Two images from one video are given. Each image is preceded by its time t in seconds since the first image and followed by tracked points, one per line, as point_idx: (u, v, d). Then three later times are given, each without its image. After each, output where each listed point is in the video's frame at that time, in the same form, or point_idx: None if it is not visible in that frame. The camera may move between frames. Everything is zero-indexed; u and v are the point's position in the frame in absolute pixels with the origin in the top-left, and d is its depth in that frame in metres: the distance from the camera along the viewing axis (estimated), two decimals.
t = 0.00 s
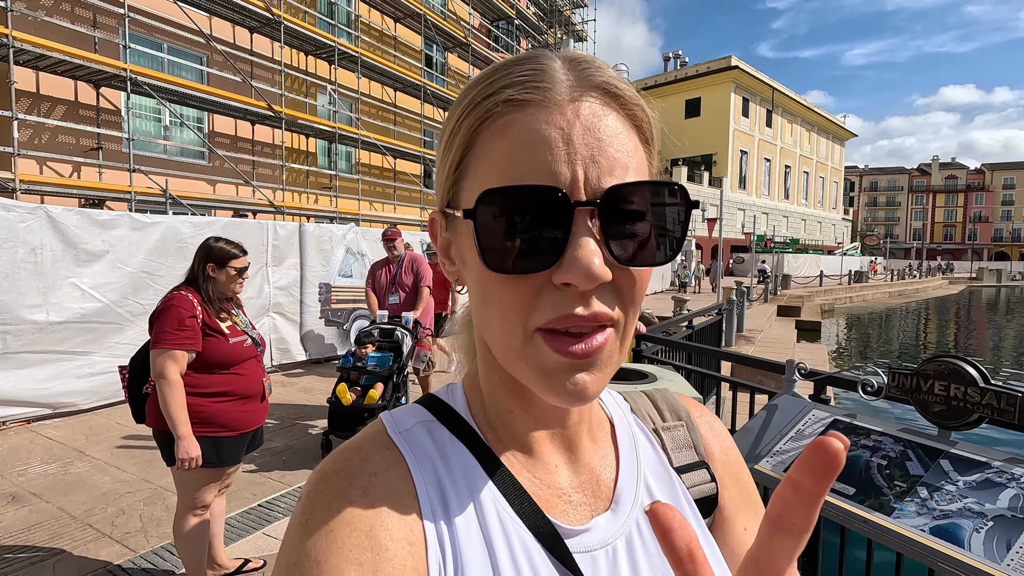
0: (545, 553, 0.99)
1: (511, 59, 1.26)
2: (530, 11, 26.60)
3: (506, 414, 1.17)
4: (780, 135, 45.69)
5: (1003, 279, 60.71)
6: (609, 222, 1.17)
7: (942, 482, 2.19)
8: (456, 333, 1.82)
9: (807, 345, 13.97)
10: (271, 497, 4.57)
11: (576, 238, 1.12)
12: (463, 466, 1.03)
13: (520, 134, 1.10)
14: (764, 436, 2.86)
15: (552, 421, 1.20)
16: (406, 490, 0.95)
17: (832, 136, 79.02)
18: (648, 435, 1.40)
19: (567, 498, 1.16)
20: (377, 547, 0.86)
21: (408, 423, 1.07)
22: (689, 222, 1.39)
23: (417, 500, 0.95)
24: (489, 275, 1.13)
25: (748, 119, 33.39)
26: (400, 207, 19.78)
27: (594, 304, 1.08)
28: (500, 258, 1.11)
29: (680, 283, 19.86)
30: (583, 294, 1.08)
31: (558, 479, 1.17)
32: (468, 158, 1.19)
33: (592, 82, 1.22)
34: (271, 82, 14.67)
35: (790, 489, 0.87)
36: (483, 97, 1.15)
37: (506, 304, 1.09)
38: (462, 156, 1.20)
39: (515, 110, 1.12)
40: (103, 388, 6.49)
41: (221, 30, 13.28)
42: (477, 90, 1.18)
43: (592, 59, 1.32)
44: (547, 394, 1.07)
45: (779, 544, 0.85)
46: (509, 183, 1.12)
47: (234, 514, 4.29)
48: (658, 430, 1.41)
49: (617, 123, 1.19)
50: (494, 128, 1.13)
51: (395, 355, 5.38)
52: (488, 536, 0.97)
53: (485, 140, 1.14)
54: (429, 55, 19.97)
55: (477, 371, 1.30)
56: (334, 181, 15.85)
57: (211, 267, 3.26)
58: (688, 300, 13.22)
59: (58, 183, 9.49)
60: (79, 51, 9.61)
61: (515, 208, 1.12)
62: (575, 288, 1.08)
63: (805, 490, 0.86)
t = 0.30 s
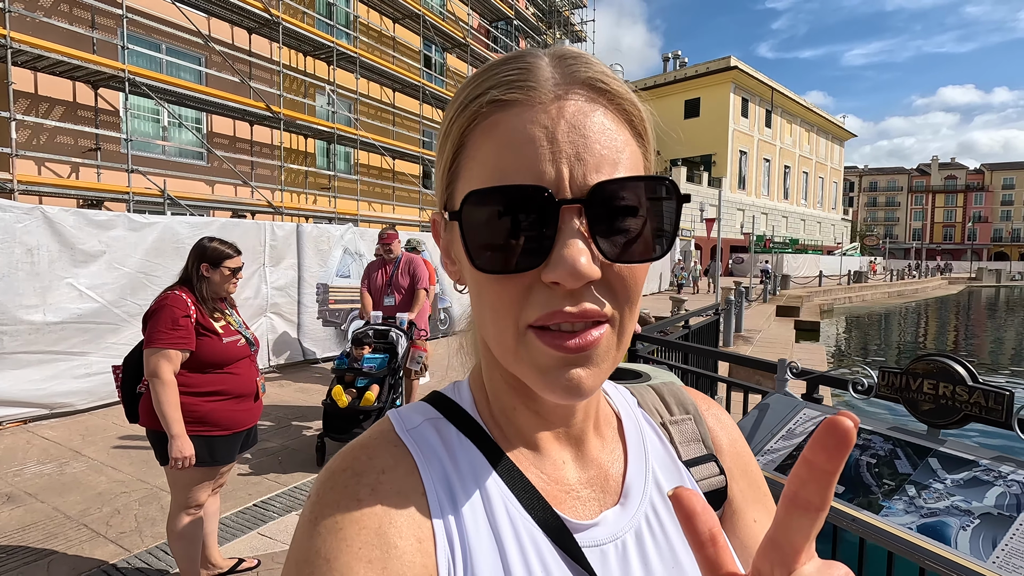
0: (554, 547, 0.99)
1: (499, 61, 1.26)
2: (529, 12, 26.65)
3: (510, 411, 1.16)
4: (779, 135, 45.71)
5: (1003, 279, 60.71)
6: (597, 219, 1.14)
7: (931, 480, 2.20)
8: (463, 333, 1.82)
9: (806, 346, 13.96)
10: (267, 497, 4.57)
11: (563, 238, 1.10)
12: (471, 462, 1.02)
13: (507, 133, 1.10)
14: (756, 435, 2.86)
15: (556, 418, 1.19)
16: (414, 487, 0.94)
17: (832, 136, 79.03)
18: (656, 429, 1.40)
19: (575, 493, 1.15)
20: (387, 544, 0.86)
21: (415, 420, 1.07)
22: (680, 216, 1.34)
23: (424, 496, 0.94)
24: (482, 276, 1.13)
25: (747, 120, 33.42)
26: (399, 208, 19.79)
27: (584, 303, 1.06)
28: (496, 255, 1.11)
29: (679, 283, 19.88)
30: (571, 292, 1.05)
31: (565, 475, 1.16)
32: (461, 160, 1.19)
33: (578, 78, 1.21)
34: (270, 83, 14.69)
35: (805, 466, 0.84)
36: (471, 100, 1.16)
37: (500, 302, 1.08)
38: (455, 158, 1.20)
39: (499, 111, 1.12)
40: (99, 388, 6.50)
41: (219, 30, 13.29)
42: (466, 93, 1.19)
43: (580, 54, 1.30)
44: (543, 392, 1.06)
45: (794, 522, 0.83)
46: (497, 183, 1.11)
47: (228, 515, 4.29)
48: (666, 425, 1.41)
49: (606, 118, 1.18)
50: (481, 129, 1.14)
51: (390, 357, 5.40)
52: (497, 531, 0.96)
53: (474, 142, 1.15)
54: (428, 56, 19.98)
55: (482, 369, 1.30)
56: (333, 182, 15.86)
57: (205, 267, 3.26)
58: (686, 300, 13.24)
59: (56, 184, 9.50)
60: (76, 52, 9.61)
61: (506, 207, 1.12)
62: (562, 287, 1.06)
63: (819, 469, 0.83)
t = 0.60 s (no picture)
0: (553, 540, 0.99)
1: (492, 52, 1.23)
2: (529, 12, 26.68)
3: (509, 404, 1.15)
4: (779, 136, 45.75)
5: (1004, 279, 60.69)
6: (591, 210, 1.10)
7: (919, 476, 2.21)
8: (463, 324, 1.81)
9: (805, 345, 13.98)
10: (263, 495, 4.59)
11: (557, 232, 1.06)
12: (471, 454, 1.02)
13: (500, 126, 1.07)
14: (747, 433, 2.86)
15: (555, 410, 1.18)
16: (416, 477, 0.94)
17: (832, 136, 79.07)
18: (654, 421, 1.39)
19: (574, 485, 1.15)
20: (388, 533, 0.86)
21: (416, 411, 1.06)
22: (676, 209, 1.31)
23: (425, 488, 0.94)
24: (478, 271, 1.11)
25: (747, 120, 33.46)
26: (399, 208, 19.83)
27: (580, 298, 1.02)
28: (493, 246, 1.08)
29: (678, 283, 19.90)
30: (565, 287, 1.02)
31: (564, 466, 1.16)
32: (454, 152, 1.16)
33: (571, 68, 1.17)
34: (270, 83, 14.72)
35: (802, 458, 0.85)
36: (464, 92, 1.13)
37: (495, 296, 1.06)
38: (449, 150, 1.17)
39: (492, 104, 1.09)
40: (97, 387, 6.51)
41: (218, 31, 13.33)
42: (458, 85, 1.16)
43: (575, 42, 1.26)
44: (539, 388, 1.03)
45: (792, 515, 0.83)
46: (491, 177, 1.08)
47: (224, 513, 4.31)
48: (663, 417, 1.40)
49: (600, 108, 1.14)
50: (474, 122, 1.11)
51: (385, 356, 5.44)
52: (495, 521, 0.96)
53: (467, 134, 1.12)
54: (428, 56, 20.03)
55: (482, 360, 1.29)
56: (332, 182, 15.90)
57: (201, 266, 3.28)
58: (684, 300, 13.27)
59: (56, 184, 9.53)
60: (76, 52, 9.64)
61: (500, 201, 1.08)
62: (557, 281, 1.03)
63: (817, 461, 0.83)
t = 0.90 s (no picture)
0: (545, 542, 1.00)
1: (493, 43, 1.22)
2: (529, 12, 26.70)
3: (505, 402, 1.15)
4: (780, 135, 45.71)
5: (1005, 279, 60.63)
6: (587, 212, 1.11)
7: (910, 475, 2.23)
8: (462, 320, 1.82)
9: (805, 345, 14.00)
10: (262, 494, 4.62)
11: (554, 230, 1.07)
12: (464, 452, 1.03)
13: (496, 122, 1.07)
14: (742, 432, 2.86)
15: (550, 409, 1.19)
16: (408, 474, 0.94)
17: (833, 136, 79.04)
18: (650, 422, 1.39)
19: (567, 485, 1.16)
20: (380, 530, 0.86)
21: (411, 407, 1.07)
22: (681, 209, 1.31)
23: (418, 486, 0.95)
24: (473, 268, 1.11)
25: (748, 119, 33.46)
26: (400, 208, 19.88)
27: (574, 297, 1.03)
28: (492, 243, 1.09)
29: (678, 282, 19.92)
30: (560, 287, 1.03)
31: (559, 466, 1.17)
32: (452, 147, 1.17)
33: (572, 64, 1.17)
34: (270, 83, 14.76)
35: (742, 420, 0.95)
36: (462, 85, 1.14)
37: (490, 295, 1.07)
38: (447, 145, 1.18)
39: (490, 99, 1.09)
40: (98, 387, 6.54)
41: (219, 31, 13.36)
42: (457, 79, 1.16)
43: (579, 36, 1.25)
44: (534, 385, 1.04)
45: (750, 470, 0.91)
46: (488, 174, 1.08)
47: (224, 511, 4.34)
48: (660, 418, 1.39)
49: (601, 106, 1.14)
50: (471, 117, 1.11)
51: (384, 358, 5.45)
52: (487, 524, 0.97)
53: (464, 130, 1.13)
54: (429, 56, 20.08)
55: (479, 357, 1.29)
56: (333, 182, 15.95)
57: (201, 266, 3.31)
58: (684, 300, 13.31)
59: (57, 184, 9.57)
60: (77, 52, 9.67)
61: (497, 198, 1.09)
62: (552, 281, 1.04)
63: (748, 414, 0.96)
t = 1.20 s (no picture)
0: (534, 540, 1.01)
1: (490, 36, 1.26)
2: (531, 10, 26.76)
3: (498, 399, 1.17)
4: (782, 133, 45.68)
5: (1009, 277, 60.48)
6: (583, 206, 1.14)
7: (902, 466, 2.28)
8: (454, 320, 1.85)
9: (806, 342, 14.06)
10: (268, 488, 4.70)
11: (551, 223, 1.11)
12: (455, 449, 1.04)
13: (493, 114, 1.10)
14: (740, 426, 2.92)
15: (542, 406, 1.20)
16: (398, 474, 0.95)
17: (836, 134, 78.92)
18: (643, 419, 1.41)
19: (558, 482, 1.18)
20: (371, 531, 0.87)
21: (402, 406, 1.08)
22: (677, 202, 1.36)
23: (409, 486, 0.95)
24: (468, 262, 1.14)
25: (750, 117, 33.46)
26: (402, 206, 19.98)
27: (571, 292, 1.07)
28: (486, 236, 1.11)
29: (680, 280, 19.97)
30: (557, 281, 1.06)
31: (550, 464, 1.19)
32: (447, 140, 1.20)
33: (569, 57, 1.21)
34: (274, 83, 14.84)
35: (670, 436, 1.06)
36: (457, 78, 1.17)
37: (486, 289, 1.09)
38: (441, 138, 1.21)
39: (486, 90, 1.12)
40: (105, 383, 6.63)
41: (222, 30, 13.42)
42: (453, 70, 1.19)
43: (576, 30, 1.29)
44: (529, 379, 1.07)
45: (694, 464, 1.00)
46: (484, 167, 1.11)
47: (232, 505, 4.42)
48: (652, 415, 1.43)
49: (598, 98, 1.18)
50: (466, 108, 1.14)
51: (388, 355, 5.50)
52: (477, 525, 0.97)
53: (459, 122, 1.16)
54: (431, 55, 20.16)
55: (470, 354, 1.31)
56: (336, 180, 16.05)
57: (210, 264, 3.39)
58: (686, 298, 13.37)
59: (63, 184, 9.65)
60: (82, 52, 9.75)
61: (493, 191, 1.12)
62: (549, 276, 1.07)
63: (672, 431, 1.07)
